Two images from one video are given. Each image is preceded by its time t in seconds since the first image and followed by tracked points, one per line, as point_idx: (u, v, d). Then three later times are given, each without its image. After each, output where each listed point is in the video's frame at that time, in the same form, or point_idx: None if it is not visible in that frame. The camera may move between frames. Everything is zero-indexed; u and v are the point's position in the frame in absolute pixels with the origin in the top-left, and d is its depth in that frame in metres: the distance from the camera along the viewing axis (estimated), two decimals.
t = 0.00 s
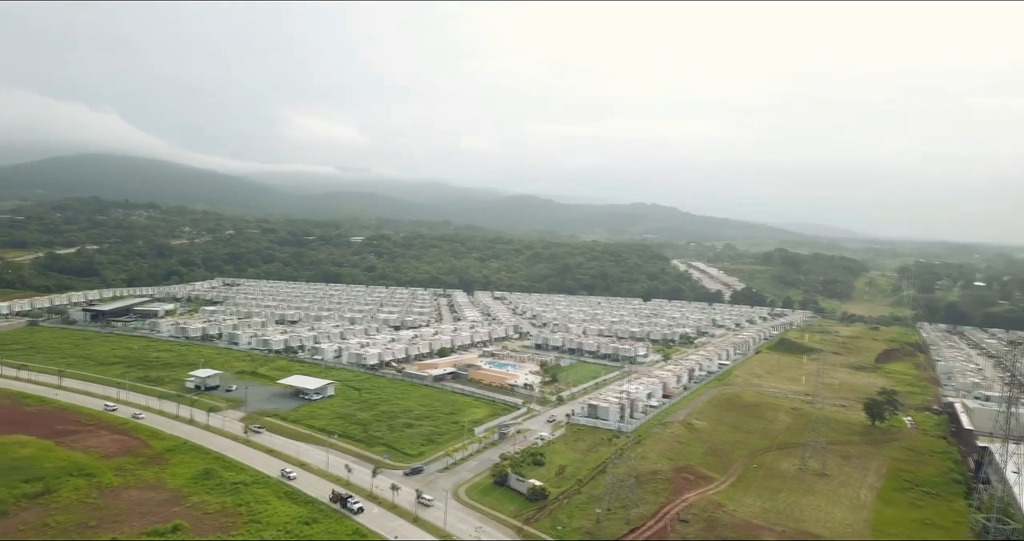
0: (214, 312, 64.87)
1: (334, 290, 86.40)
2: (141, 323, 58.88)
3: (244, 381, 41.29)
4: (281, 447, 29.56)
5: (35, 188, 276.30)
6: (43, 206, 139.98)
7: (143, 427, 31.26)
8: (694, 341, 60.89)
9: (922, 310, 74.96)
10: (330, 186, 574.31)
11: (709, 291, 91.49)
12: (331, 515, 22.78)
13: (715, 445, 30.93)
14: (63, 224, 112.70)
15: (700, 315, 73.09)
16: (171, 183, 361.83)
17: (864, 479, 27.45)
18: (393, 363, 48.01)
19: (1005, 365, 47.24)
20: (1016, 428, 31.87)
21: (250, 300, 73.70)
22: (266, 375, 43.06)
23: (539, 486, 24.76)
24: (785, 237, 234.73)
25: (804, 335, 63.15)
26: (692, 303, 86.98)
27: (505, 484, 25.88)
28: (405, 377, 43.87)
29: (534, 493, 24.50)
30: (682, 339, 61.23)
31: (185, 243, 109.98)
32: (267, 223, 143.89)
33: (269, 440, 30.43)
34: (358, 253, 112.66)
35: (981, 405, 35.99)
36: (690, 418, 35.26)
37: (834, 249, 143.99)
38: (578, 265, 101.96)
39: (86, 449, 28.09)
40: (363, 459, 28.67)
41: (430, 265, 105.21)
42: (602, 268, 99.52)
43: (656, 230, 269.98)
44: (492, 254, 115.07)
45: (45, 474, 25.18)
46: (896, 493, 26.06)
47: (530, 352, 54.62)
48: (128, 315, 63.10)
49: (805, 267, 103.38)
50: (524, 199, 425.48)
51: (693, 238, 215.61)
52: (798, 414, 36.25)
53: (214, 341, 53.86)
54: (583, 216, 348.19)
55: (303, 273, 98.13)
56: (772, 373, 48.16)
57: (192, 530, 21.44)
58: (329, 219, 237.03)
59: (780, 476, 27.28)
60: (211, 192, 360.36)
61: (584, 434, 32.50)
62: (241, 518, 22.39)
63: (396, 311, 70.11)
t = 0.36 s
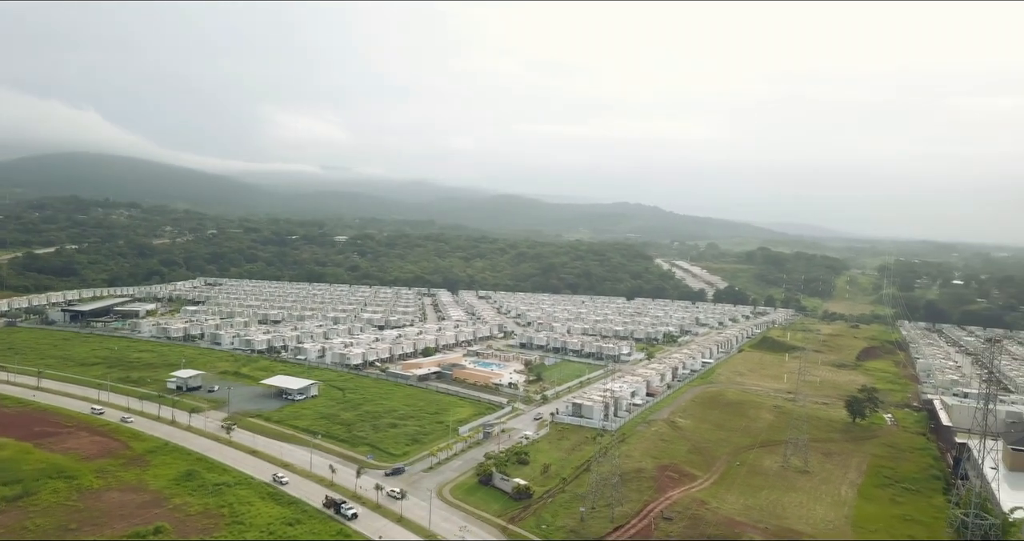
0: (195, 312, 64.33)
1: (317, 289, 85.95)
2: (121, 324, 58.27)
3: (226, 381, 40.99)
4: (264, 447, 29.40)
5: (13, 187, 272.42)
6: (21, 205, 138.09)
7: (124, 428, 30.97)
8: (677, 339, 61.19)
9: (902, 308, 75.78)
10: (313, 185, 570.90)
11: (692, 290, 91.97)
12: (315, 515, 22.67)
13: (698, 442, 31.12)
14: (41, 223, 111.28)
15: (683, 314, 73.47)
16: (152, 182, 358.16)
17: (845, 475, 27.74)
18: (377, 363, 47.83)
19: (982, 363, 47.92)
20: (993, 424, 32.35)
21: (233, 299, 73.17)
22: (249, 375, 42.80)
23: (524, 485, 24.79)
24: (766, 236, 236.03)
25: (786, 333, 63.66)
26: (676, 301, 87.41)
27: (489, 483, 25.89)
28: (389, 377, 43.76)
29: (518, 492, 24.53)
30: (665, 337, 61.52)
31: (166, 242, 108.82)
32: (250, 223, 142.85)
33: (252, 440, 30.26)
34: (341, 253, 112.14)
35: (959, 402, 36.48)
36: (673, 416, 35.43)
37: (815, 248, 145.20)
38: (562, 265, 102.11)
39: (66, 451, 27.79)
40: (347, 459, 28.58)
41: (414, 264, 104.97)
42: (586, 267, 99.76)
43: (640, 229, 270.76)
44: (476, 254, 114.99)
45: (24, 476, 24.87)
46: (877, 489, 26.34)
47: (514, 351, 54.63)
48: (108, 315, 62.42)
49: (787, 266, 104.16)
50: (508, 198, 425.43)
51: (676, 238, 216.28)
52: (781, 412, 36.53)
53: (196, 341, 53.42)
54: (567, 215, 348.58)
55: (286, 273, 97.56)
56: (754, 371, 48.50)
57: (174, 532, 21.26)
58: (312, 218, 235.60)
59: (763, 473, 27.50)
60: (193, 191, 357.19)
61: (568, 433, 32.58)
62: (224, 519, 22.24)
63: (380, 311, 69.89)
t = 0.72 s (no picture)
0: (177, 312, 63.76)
1: (300, 289, 85.50)
2: (101, 324, 57.62)
3: (208, 382, 40.66)
4: (247, 448, 29.21)
5: None
6: None
7: (104, 430, 30.66)
8: (660, 338, 61.48)
9: (881, 306, 76.60)
10: (296, 184, 567.48)
11: (675, 289, 92.41)
12: (298, 516, 22.56)
13: (681, 440, 31.29)
14: (19, 223, 109.82)
15: (666, 312, 73.81)
16: (131, 181, 354.28)
17: (826, 472, 28.02)
18: (361, 363, 47.66)
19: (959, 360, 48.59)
20: (971, 420, 32.77)
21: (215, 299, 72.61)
22: (231, 375, 42.53)
23: (507, 483, 24.82)
24: (748, 235, 237.34)
25: (767, 331, 64.15)
26: (659, 300, 87.77)
27: (473, 482, 25.89)
28: (373, 376, 43.62)
29: (502, 491, 24.55)
30: (648, 336, 61.79)
31: (146, 242, 107.65)
32: (231, 222, 141.74)
33: (234, 441, 30.05)
34: (324, 252, 111.67)
35: (937, 399, 36.99)
36: (656, 414, 35.60)
37: (797, 247, 146.36)
38: (546, 264, 102.28)
39: (44, 453, 27.46)
40: (330, 459, 28.47)
41: (398, 263, 104.69)
42: (569, 267, 99.93)
43: (623, 228, 271.42)
44: (460, 253, 114.83)
45: (2, 479, 24.56)
46: (858, 485, 26.60)
47: (498, 350, 54.64)
48: (87, 315, 61.74)
49: (768, 265, 104.94)
50: (491, 197, 425.16)
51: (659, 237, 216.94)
52: (762, 409, 36.84)
53: (177, 341, 52.97)
54: (551, 214, 349.03)
55: (268, 272, 96.95)
56: (736, 369, 48.83)
57: (154, 534, 21.06)
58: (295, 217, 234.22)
59: (744, 471, 27.71)
60: (173, 190, 353.75)
61: (552, 432, 32.63)
62: (206, 521, 22.07)
63: (363, 310, 69.64)
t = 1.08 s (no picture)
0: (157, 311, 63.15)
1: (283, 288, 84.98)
2: (80, 324, 56.94)
3: (189, 382, 40.30)
4: (229, 448, 29.01)
5: None
6: None
7: (83, 431, 30.32)
8: (643, 336, 61.75)
9: (861, 304, 77.38)
10: (278, 182, 563.84)
11: (658, 288, 92.80)
12: (281, 517, 22.42)
13: (664, 438, 31.44)
14: None
15: (649, 311, 74.13)
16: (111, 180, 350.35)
17: (808, 468, 28.28)
18: (344, 363, 47.45)
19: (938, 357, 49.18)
20: (949, 417, 33.22)
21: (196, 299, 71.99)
22: (212, 375, 42.19)
23: (491, 482, 24.83)
24: (730, 234, 238.63)
25: (749, 329, 64.60)
26: (642, 299, 88.11)
27: (457, 482, 25.88)
28: (356, 376, 43.43)
29: (487, 490, 24.55)
30: (631, 334, 62.02)
31: (126, 241, 106.53)
32: (213, 221, 140.64)
33: (216, 442, 29.83)
34: (307, 251, 111.11)
35: (917, 395, 37.42)
36: (640, 412, 35.74)
37: (778, 246, 147.48)
38: (530, 263, 102.39)
39: (22, 455, 27.12)
40: (313, 459, 28.33)
41: (381, 262, 104.31)
42: (553, 265, 100.08)
43: (607, 227, 272.09)
44: (443, 252, 114.67)
45: None
46: (838, 482, 26.87)
47: (482, 349, 54.63)
48: (66, 315, 61.01)
49: (750, 263, 105.63)
50: (475, 196, 424.53)
51: (642, 235, 217.60)
52: (745, 407, 37.10)
53: (158, 341, 52.48)
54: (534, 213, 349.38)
55: (250, 271, 96.27)
56: (719, 366, 49.13)
57: (135, 536, 20.86)
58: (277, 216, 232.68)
59: (727, 468, 27.89)
60: (154, 188, 350.17)
61: (536, 430, 32.67)
62: (187, 522, 21.89)
63: (346, 310, 69.33)
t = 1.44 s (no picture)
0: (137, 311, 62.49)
1: (265, 287, 84.44)
2: (58, 324, 56.19)
3: (170, 382, 39.90)
4: (210, 449, 28.78)
5: None
6: None
7: (62, 433, 29.93)
8: (626, 334, 61.94)
9: (841, 302, 78.14)
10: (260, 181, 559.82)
11: (641, 286, 93.16)
12: (263, 517, 22.28)
13: (647, 436, 31.58)
14: None
15: (632, 309, 74.37)
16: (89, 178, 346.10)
17: (789, 465, 28.52)
18: (326, 362, 47.22)
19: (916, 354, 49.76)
20: (927, 413, 33.67)
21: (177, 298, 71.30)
22: (193, 375, 41.80)
23: (475, 481, 24.83)
24: (712, 232, 240.01)
25: (731, 327, 65.04)
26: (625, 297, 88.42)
27: (441, 480, 25.85)
28: (339, 375, 43.23)
29: (470, 488, 24.55)
30: (614, 333, 62.19)
31: (105, 240, 105.29)
32: (193, 219, 139.40)
33: (197, 442, 29.59)
34: (289, 250, 110.42)
35: (895, 392, 37.84)
36: (623, 410, 35.87)
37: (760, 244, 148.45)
38: (513, 261, 102.39)
39: None
40: (296, 459, 28.18)
41: (364, 261, 103.83)
42: (537, 264, 100.15)
43: (590, 226, 272.76)
44: (427, 250, 114.39)
45: None
46: (819, 478, 27.13)
47: (465, 348, 54.57)
48: (44, 315, 60.19)
49: (732, 262, 106.23)
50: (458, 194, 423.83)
51: (626, 234, 218.38)
52: (727, 404, 37.35)
53: (138, 342, 51.92)
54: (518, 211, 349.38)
55: (231, 270, 95.49)
56: (701, 364, 49.43)
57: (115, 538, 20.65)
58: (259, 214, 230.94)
59: (709, 465, 28.07)
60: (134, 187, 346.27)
61: (520, 429, 32.72)
62: (168, 524, 21.70)
63: (329, 309, 68.96)
